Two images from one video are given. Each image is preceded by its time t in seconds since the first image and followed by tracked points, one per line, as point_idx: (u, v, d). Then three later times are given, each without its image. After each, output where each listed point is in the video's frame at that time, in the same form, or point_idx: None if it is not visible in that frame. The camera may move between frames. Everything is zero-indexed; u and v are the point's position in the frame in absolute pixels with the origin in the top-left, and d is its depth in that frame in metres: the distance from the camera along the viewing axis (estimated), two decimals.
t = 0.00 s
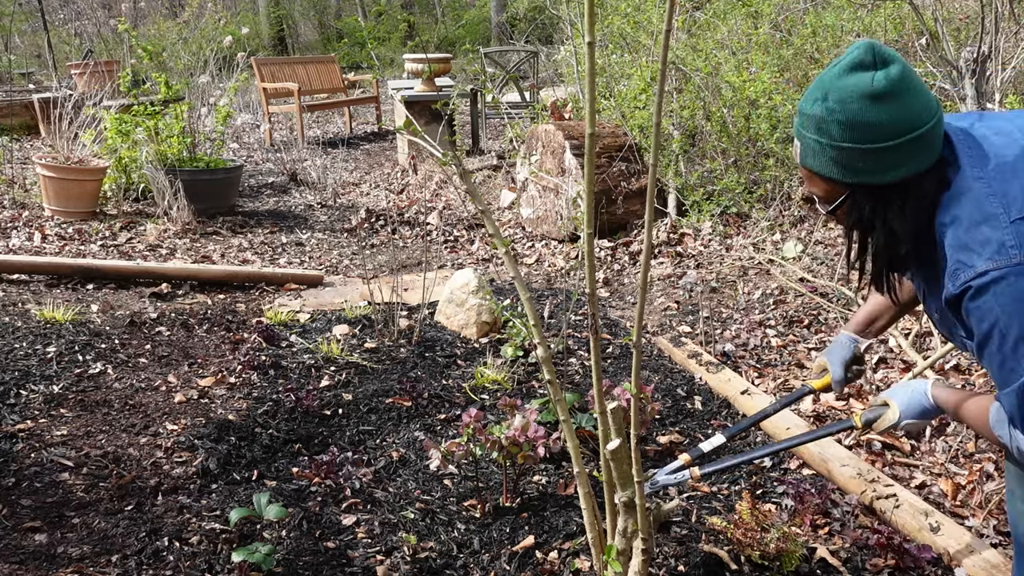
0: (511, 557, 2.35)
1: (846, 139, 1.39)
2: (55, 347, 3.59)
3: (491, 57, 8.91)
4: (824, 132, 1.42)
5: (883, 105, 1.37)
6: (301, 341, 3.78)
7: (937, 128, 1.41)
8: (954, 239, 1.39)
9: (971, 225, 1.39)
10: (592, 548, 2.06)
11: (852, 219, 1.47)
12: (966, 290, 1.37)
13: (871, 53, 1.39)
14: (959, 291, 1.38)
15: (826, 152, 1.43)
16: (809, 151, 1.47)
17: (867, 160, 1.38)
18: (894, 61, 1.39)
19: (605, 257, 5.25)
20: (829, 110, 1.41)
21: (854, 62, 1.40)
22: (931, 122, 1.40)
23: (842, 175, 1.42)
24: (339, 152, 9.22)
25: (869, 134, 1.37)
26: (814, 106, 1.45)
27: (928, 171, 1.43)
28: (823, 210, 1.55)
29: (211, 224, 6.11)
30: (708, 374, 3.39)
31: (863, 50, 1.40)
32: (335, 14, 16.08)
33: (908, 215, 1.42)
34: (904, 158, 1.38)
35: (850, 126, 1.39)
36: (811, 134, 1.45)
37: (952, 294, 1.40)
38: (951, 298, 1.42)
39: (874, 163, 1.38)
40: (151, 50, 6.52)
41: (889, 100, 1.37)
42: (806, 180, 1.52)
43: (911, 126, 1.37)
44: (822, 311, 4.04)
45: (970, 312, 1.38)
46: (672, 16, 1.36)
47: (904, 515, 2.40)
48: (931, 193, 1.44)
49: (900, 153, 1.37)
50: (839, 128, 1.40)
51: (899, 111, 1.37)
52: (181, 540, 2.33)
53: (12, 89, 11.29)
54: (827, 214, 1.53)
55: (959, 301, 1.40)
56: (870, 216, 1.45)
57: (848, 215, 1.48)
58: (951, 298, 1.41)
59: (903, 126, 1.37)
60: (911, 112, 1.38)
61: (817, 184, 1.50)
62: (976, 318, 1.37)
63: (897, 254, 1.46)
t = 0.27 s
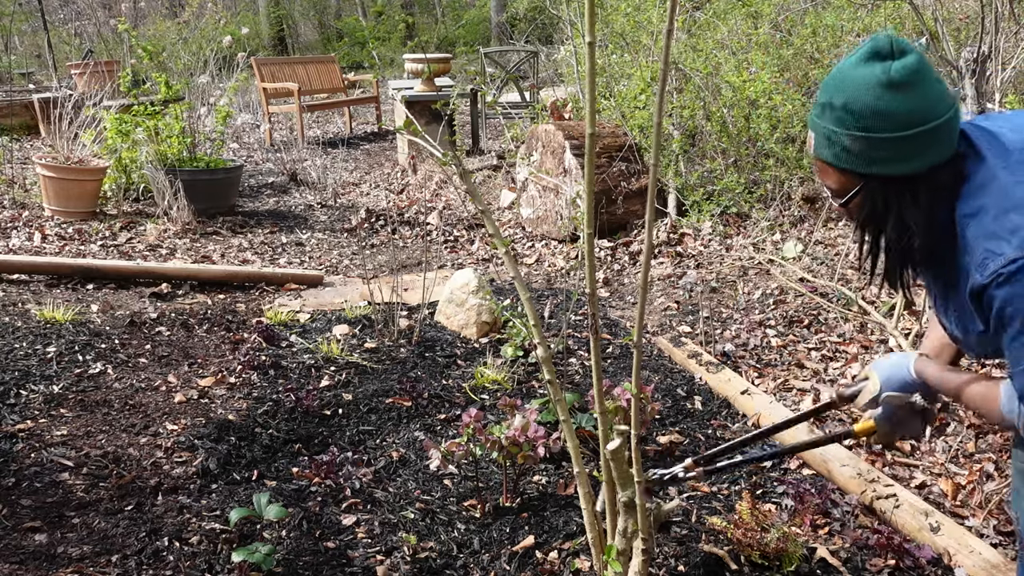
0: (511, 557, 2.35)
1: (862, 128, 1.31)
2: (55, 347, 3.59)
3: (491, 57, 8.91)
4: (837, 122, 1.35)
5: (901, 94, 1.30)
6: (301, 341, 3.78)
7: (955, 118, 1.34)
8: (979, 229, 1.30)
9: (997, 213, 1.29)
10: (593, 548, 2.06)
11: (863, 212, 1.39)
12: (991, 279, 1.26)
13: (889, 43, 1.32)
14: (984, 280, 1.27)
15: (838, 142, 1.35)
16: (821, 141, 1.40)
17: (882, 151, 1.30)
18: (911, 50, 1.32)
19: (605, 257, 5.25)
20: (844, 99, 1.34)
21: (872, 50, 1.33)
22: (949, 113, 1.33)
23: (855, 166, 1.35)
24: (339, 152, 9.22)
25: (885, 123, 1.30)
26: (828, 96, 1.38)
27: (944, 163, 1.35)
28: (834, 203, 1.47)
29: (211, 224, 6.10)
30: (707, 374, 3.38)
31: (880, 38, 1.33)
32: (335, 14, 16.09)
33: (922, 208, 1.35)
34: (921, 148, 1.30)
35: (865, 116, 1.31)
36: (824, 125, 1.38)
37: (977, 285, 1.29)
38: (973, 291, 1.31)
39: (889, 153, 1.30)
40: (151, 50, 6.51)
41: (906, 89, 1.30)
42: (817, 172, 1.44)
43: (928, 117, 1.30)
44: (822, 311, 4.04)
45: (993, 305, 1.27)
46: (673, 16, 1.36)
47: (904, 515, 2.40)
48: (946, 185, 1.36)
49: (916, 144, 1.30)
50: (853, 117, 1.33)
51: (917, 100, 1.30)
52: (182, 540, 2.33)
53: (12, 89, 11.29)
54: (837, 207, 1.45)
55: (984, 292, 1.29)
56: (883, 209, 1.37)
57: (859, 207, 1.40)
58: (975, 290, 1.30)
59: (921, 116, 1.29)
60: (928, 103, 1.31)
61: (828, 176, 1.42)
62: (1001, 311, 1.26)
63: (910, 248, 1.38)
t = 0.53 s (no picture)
0: (511, 557, 2.34)
1: (870, 105, 1.37)
2: (55, 347, 3.59)
3: (491, 57, 8.92)
4: (846, 98, 1.41)
5: (910, 73, 1.36)
6: (301, 341, 3.78)
7: (961, 97, 1.39)
8: (992, 206, 1.33)
9: (1007, 187, 1.32)
10: (593, 548, 2.06)
11: (868, 187, 1.45)
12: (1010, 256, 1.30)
13: (900, 21, 1.37)
14: (1002, 257, 1.31)
15: (846, 118, 1.41)
16: (829, 117, 1.45)
17: (889, 127, 1.36)
18: (921, 28, 1.37)
19: (605, 257, 5.25)
20: (857, 77, 1.40)
21: (883, 27, 1.38)
22: (955, 92, 1.38)
23: (863, 142, 1.40)
24: (339, 152, 9.22)
25: (895, 101, 1.36)
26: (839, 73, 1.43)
27: (949, 141, 1.39)
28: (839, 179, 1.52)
29: (211, 224, 6.11)
30: (707, 374, 3.38)
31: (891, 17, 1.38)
32: (335, 14, 16.09)
33: (925, 185, 1.40)
34: (928, 125, 1.35)
35: (875, 94, 1.37)
36: (835, 100, 1.43)
37: (995, 262, 1.33)
38: (990, 268, 1.36)
39: (897, 129, 1.36)
40: (151, 50, 6.51)
41: (914, 68, 1.36)
42: (823, 148, 1.50)
43: (933, 95, 1.35)
44: (822, 311, 4.04)
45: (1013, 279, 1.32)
46: (674, 17, 1.37)
47: (904, 515, 2.40)
48: (951, 163, 1.40)
49: (922, 120, 1.35)
50: (862, 94, 1.38)
51: (924, 79, 1.36)
52: (181, 540, 2.33)
53: (12, 89, 11.29)
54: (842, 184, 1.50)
55: (1002, 270, 1.34)
56: (888, 185, 1.42)
57: (866, 182, 1.45)
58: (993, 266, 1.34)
59: (928, 94, 1.35)
60: (933, 82, 1.36)
61: (834, 152, 1.48)
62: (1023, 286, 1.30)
63: (913, 225, 1.42)
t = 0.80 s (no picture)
0: (511, 557, 2.34)
1: (897, 29, 1.35)
2: (55, 347, 3.59)
3: (491, 57, 8.92)
4: (871, 24, 1.38)
5: None
6: (301, 341, 3.78)
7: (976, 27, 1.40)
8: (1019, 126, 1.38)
9: None
10: (593, 548, 2.06)
11: (884, 116, 1.43)
12: None
13: None
14: None
15: (870, 43, 1.38)
16: (849, 44, 1.41)
17: (916, 53, 1.35)
18: None
19: (605, 257, 5.25)
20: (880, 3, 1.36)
21: None
22: (971, 21, 1.39)
23: (886, 69, 1.38)
24: (339, 152, 9.22)
25: (922, 25, 1.34)
26: None
27: (965, 69, 1.41)
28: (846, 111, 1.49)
29: (211, 224, 6.11)
30: (708, 374, 3.38)
31: None
32: (335, 14, 16.09)
33: (943, 112, 1.41)
34: (950, 52, 1.36)
35: (900, 18, 1.35)
36: (855, 27, 1.39)
37: None
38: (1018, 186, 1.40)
39: (923, 55, 1.35)
40: (151, 50, 6.51)
41: None
42: (836, 78, 1.46)
43: (955, 23, 1.36)
44: (822, 311, 4.04)
45: None
46: (672, 16, 1.37)
47: (904, 515, 2.40)
48: (965, 91, 1.42)
49: (947, 47, 1.35)
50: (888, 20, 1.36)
51: (947, 5, 1.36)
52: (181, 540, 2.33)
53: (12, 89, 11.29)
54: (852, 117, 1.48)
55: None
56: (907, 113, 1.41)
57: (883, 111, 1.43)
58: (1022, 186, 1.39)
59: (951, 21, 1.35)
60: (956, 10, 1.36)
61: (850, 81, 1.44)
62: None
63: (930, 152, 1.44)
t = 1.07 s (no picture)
0: (511, 557, 2.34)
1: (886, 18, 1.33)
2: (55, 347, 3.59)
3: (491, 57, 8.92)
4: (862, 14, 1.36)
5: None
6: (301, 341, 3.78)
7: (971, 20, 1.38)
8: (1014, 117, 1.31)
9: None
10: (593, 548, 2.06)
11: (875, 108, 1.41)
12: None
13: None
14: None
15: (859, 33, 1.36)
16: (840, 35, 1.40)
17: (905, 41, 1.33)
18: None
19: (605, 257, 5.25)
20: None
21: None
22: (965, 15, 1.37)
23: (875, 58, 1.36)
24: (339, 152, 9.23)
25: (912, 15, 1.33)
26: None
27: (959, 63, 1.38)
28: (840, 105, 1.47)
29: (211, 224, 6.11)
30: (708, 374, 3.38)
31: None
32: (335, 13, 16.11)
33: (934, 103, 1.37)
34: (942, 42, 1.33)
35: (889, 8, 1.34)
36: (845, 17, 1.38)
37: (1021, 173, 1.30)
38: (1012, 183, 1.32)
39: (913, 44, 1.33)
40: (151, 50, 6.51)
41: None
42: (828, 70, 1.45)
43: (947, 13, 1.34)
44: (822, 311, 4.04)
45: None
46: (672, 16, 1.37)
47: (904, 515, 2.40)
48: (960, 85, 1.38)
49: (938, 36, 1.32)
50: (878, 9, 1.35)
51: None
52: (181, 540, 2.33)
53: (12, 89, 11.29)
54: (845, 109, 1.46)
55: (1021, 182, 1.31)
56: (897, 104, 1.38)
57: (875, 102, 1.41)
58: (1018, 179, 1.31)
59: (941, 11, 1.33)
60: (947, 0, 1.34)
61: (841, 72, 1.42)
62: None
63: (920, 147, 1.39)
